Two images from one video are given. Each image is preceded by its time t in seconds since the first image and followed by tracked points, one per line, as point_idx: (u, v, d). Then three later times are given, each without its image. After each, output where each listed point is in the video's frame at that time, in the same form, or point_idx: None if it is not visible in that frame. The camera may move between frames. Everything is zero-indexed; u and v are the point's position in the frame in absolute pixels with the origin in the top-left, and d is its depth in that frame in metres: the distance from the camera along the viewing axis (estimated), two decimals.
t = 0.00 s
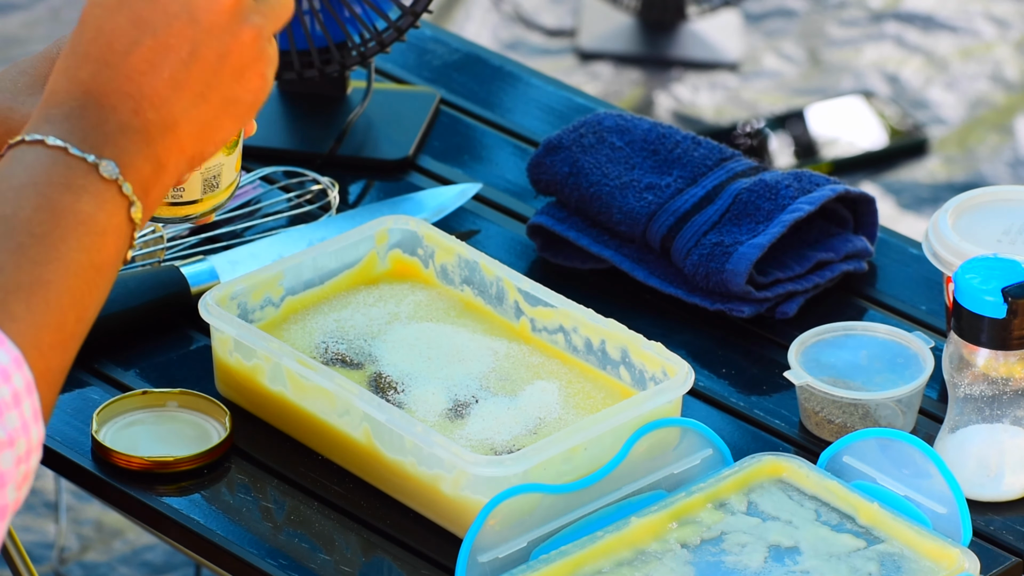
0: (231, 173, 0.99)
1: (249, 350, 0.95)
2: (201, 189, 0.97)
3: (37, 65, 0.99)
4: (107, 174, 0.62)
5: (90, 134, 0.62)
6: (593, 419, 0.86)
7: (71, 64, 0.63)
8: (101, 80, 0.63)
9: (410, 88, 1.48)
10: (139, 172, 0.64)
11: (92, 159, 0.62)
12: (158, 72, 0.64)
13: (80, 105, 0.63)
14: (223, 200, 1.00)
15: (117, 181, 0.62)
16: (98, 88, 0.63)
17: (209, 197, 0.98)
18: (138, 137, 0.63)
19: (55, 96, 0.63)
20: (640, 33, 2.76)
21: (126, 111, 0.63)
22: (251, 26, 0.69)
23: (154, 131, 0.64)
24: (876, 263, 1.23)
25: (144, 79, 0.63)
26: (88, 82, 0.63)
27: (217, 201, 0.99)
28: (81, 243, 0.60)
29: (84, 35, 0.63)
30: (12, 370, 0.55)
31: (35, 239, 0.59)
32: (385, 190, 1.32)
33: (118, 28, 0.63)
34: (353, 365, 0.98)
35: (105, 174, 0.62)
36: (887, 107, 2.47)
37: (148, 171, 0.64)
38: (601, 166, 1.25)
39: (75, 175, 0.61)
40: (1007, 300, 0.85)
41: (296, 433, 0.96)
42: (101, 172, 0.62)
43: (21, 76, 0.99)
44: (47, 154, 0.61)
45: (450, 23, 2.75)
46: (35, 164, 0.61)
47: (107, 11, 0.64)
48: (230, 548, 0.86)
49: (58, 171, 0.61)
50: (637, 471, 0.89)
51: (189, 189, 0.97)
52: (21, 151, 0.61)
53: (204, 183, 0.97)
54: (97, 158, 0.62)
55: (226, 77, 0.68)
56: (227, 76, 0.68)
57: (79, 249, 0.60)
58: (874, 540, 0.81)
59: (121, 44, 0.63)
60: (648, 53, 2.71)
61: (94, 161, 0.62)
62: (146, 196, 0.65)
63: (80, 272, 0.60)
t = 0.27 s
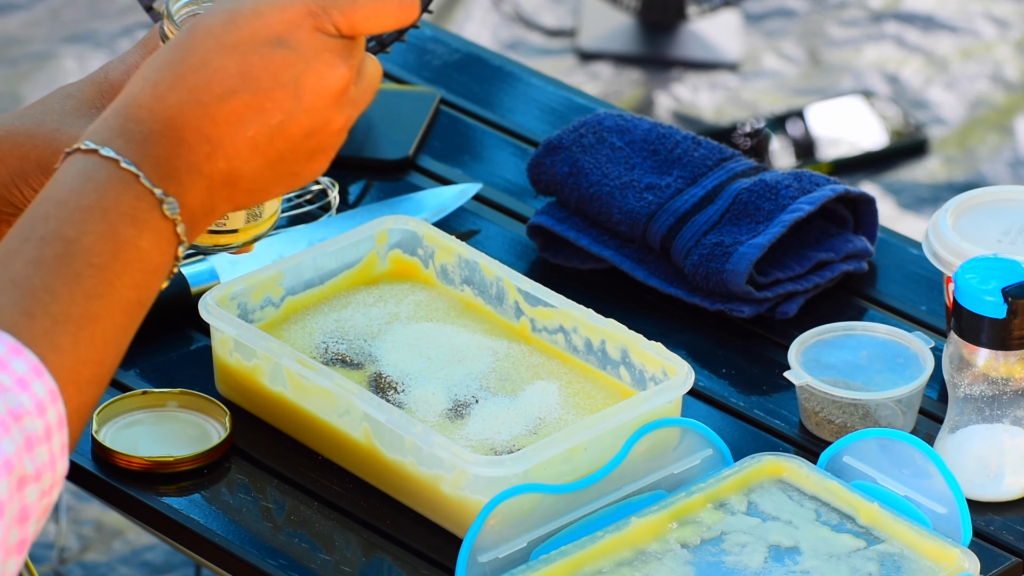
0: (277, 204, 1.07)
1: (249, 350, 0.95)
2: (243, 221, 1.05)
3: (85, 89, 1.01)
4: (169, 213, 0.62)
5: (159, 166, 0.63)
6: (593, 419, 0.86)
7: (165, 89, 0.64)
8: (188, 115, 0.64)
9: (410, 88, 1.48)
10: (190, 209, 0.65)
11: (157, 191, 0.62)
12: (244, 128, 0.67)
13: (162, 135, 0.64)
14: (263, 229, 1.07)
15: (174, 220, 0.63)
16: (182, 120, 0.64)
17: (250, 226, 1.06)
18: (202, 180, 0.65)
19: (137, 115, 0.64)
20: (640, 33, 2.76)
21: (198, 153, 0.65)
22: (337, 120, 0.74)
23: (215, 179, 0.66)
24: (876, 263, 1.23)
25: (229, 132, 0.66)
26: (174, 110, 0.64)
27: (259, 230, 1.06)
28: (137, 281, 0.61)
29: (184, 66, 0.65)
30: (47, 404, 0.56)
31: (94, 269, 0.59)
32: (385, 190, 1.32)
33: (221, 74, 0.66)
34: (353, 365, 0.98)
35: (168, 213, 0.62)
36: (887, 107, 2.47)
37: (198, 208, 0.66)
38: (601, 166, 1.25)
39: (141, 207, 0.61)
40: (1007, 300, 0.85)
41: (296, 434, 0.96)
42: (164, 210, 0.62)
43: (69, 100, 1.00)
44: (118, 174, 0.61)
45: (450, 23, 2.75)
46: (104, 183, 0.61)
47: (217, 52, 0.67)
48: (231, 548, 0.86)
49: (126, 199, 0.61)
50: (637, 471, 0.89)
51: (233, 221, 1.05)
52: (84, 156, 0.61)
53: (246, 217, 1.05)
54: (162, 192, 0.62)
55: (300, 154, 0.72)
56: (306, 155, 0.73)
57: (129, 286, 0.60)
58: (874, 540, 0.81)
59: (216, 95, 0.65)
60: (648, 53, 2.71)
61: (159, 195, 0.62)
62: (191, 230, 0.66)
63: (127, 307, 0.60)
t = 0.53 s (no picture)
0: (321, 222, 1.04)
1: (249, 349, 0.95)
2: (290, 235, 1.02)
3: (137, 110, 1.00)
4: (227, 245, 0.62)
5: (223, 198, 0.63)
6: (593, 419, 0.86)
7: (235, 119, 0.64)
8: (256, 147, 0.64)
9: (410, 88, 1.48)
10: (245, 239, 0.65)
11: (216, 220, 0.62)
12: (308, 165, 0.67)
13: (228, 165, 0.63)
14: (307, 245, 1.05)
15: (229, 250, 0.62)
16: (249, 151, 0.64)
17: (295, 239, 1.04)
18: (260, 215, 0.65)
19: (205, 141, 0.63)
20: (640, 33, 2.76)
21: (262, 187, 0.65)
22: (402, 164, 0.73)
23: (274, 212, 0.67)
24: (876, 263, 1.23)
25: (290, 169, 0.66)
26: (242, 142, 0.64)
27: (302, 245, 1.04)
28: (186, 311, 0.60)
29: (256, 96, 0.64)
30: (86, 432, 0.56)
31: (148, 297, 0.58)
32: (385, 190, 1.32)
33: (293, 110, 0.65)
34: (353, 365, 0.98)
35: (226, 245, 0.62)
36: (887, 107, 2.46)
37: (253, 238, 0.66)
38: (601, 166, 1.25)
39: (200, 238, 0.61)
40: (1007, 300, 0.85)
41: (296, 434, 0.96)
42: (222, 241, 0.62)
43: (121, 120, 0.99)
44: (181, 202, 0.61)
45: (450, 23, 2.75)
46: (166, 209, 0.60)
47: (292, 88, 0.65)
48: (231, 548, 0.86)
49: (186, 228, 0.60)
50: (637, 471, 0.89)
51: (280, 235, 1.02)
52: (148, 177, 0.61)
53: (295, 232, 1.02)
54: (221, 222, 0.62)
55: (360, 195, 0.72)
56: (365, 196, 0.73)
57: (180, 317, 0.59)
58: (874, 540, 0.81)
59: (284, 131, 0.65)
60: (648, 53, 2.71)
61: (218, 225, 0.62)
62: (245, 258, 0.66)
63: (176, 338, 0.59)
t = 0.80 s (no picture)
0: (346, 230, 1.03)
1: (248, 349, 0.95)
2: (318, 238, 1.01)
3: (165, 114, 1.04)
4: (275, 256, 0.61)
5: (274, 210, 0.61)
6: (593, 419, 0.86)
7: (297, 130, 0.62)
8: (313, 162, 0.63)
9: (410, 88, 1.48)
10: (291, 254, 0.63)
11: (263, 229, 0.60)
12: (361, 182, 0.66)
13: (285, 178, 0.62)
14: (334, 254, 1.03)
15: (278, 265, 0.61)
16: (307, 165, 0.63)
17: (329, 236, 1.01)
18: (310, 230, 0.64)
19: (262, 151, 0.61)
20: (640, 33, 2.76)
21: (315, 202, 0.63)
22: (453, 186, 0.72)
23: (325, 227, 0.65)
24: (876, 263, 1.23)
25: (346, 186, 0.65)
26: (301, 155, 0.62)
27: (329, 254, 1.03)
28: (231, 324, 0.58)
29: (315, 111, 0.63)
30: (124, 444, 0.55)
31: (194, 308, 0.57)
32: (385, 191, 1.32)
33: (352, 127, 0.64)
34: (353, 365, 0.98)
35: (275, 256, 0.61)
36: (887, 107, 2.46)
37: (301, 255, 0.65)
38: (601, 165, 1.25)
39: (251, 250, 0.60)
40: (1007, 300, 0.85)
41: (297, 434, 0.96)
42: (272, 252, 0.61)
43: (149, 124, 1.03)
44: (235, 213, 0.60)
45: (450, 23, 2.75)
46: (219, 219, 0.59)
47: (353, 104, 0.64)
48: (231, 548, 0.86)
49: (237, 243, 0.59)
50: (637, 472, 0.89)
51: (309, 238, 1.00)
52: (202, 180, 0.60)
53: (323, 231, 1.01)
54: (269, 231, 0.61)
55: (412, 214, 0.71)
56: (416, 216, 0.72)
57: (223, 329, 0.58)
58: (874, 540, 0.81)
59: (342, 149, 0.63)
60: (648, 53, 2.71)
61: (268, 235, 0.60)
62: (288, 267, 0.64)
63: (220, 352, 0.58)
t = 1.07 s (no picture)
0: (320, 172, 0.98)
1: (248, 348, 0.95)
2: (294, 182, 0.95)
3: (126, 75, 1.06)
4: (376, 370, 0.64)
5: (381, 327, 0.65)
6: (594, 419, 0.86)
7: (410, 253, 0.67)
8: (422, 279, 0.67)
9: (411, 88, 1.48)
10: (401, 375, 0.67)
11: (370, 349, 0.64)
12: (473, 304, 0.69)
13: (393, 294, 0.66)
14: (307, 199, 0.98)
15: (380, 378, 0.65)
16: (416, 283, 0.67)
17: (300, 190, 0.96)
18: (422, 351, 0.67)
19: (376, 270, 0.66)
20: (640, 33, 2.76)
21: (426, 322, 0.67)
22: (574, 313, 0.76)
23: (435, 350, 0.68)
24: (877, 263, 1.23)
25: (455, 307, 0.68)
26: (411, 275, 0.67)
27: (302, 199, 0.97)
28: (316, 425, 0.63)
29: (428, 233, 0.68)
30: (178, 512, 0.58)
31: (278, 400, 0.61)
32: (385, 191, 1.32)
33: (463, 246, 0.68)
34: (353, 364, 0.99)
35: (376, 370, 0.64)
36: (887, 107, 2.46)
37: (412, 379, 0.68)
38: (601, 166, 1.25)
39: (348, 357, 0.64)
40: (1007, 300, 0.85)
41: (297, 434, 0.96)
42: (373, 367, 0.64)
43: (112, 87, 1.05)
44: (336, 319, 0.64)
45: (450, 23, 2.75)
46: (320, 324, 0.64)
47: (462, 224, 0.69)
48: (230, 548, 0.85)
49: (335, 346, 0.64)
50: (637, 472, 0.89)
51: (284, 183, 0.94)
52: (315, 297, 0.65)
53: (297, 177, 0.95)
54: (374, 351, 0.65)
55: (528, 339, 0.74)
56: (533, 342, 0.75)
57: (310, 430, 0.62)
58: (874, 540, 0.81)
59: (453, 267, 0.68)
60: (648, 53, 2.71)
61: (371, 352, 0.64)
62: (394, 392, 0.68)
63: (301, 448, 0.62)
